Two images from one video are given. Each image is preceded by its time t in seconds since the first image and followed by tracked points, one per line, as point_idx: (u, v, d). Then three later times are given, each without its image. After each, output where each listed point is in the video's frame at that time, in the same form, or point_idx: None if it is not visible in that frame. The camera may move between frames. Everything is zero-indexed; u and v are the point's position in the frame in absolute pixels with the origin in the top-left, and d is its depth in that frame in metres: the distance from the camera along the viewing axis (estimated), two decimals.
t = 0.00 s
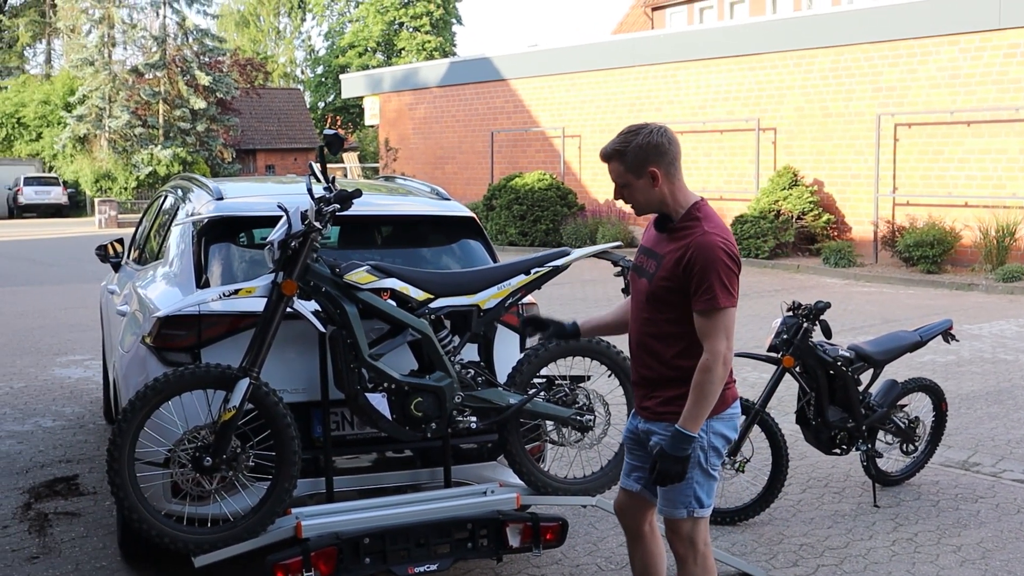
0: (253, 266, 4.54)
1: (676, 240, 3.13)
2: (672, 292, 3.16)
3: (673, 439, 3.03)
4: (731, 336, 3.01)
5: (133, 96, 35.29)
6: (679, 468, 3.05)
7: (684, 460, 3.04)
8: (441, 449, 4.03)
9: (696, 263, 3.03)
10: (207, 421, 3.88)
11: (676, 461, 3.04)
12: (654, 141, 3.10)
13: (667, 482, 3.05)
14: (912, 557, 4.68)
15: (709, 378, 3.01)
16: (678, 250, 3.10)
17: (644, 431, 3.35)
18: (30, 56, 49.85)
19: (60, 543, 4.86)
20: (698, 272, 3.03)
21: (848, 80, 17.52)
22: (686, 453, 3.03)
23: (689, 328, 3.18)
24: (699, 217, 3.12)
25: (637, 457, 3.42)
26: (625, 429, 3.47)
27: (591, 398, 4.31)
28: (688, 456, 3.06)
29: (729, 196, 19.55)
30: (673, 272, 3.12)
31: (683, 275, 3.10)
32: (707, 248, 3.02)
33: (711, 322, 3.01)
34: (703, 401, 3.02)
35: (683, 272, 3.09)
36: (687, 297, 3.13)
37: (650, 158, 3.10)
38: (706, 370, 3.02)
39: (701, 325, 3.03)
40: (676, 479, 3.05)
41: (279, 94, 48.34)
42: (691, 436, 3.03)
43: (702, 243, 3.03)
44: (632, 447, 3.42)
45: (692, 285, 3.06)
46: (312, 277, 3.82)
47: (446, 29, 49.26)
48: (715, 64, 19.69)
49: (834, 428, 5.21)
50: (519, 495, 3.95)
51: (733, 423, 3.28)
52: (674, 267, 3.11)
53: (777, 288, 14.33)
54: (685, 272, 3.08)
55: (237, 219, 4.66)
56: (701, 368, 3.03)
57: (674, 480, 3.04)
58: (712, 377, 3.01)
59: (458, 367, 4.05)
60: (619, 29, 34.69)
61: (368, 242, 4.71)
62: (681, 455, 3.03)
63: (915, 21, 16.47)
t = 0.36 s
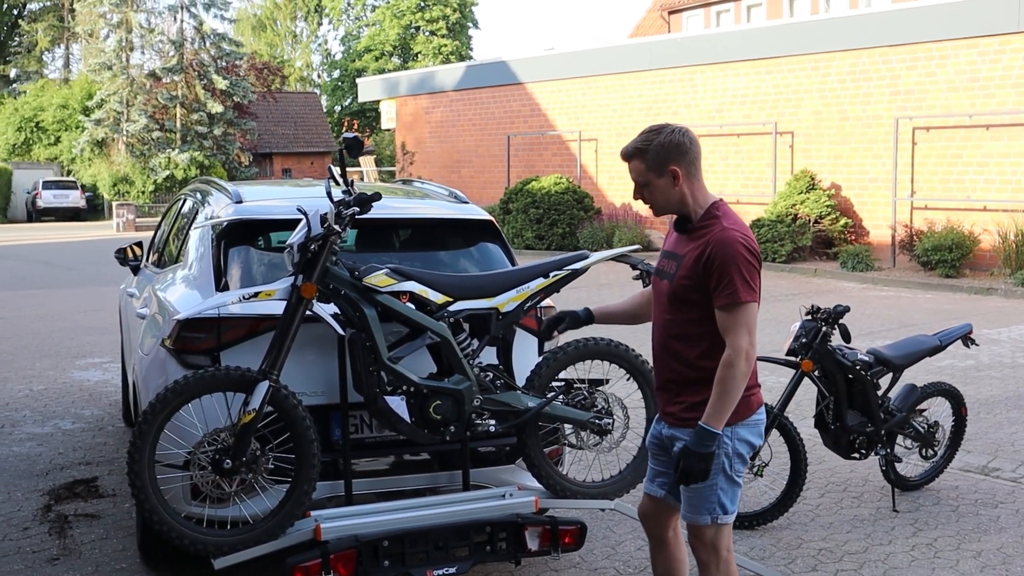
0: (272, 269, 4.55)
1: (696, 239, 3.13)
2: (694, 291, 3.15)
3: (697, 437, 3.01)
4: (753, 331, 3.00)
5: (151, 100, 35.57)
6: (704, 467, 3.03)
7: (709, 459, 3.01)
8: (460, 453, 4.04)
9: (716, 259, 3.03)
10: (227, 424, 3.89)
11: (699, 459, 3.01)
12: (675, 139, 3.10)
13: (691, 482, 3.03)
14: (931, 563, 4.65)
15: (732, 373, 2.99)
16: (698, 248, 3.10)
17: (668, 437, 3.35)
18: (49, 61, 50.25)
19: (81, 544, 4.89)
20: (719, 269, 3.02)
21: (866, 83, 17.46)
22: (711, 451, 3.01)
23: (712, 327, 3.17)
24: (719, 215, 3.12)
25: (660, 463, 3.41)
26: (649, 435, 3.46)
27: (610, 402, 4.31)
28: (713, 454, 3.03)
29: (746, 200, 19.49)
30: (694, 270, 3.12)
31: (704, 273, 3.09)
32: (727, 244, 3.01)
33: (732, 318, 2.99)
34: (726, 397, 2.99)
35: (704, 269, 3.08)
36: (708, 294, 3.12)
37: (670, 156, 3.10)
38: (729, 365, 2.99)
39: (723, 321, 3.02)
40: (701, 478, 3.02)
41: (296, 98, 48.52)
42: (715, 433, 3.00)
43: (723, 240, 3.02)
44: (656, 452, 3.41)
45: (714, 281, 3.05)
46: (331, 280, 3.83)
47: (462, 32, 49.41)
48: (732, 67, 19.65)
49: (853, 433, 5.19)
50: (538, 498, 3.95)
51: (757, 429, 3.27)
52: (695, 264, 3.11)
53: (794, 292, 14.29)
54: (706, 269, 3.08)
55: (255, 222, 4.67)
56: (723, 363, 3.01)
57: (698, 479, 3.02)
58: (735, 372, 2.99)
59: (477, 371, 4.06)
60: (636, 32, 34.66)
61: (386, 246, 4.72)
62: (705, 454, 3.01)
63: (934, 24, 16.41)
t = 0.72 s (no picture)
0: (284, 272, 4.56)
1: (714, 241, 3.13)
2: (713, 293, 3.15)
3: (719, 439, 3.00)
4: (772, 332, 2.99)
5: (162, 103, 35.71)
6: (727, 468, 3.00)
7: (731, 461, 3.00)
8: (471, 454, 4.04)
9: (734, 259, 3.02)
10: (239, 425, 3.91)
11: (721, 461, 2.99)
12: (696, 140, 3.12)
13: (713, 483, 3.01)
14: (944, 566, 4.63)
15: (753, 374, 2.98)
16: (716, 249, 3.10)
17: (687, 440, 3.33)
18: (60, 63, 50.48)
19: (93, 545, 4.90)
20: (737, 268, 3.01)
21: (878, 85, 17.41)
22: (733, 453, 3.00)
23: (732, 330, 3.16)
24: (737, 217, 3.12)
25: (678, 465, 3.41)
26: (666, 437, 3.45)
27: (622, 404, 4.31)
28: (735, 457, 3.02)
29: (757, 203, 19.44)
30: (712, 271, 3.12)
31: (722, 273, 3.09)
32: (745, 244, 3.01)
33: (752, 317, 2.99)
34: (747, 399, 2.98)
35: (721, 270, 3.09)
36: (727, 295, 3.11)
37: (689, 157, 3.11)
38: (749, 366, 2.98)
39: (742, 321, 3.02)
40: (724, 480, 3.01)
41: (306, 100, 48.62)
42: (738, 435, 2.99)
43: (740, 239, 3.03)
44: (674, 455, 3.41)
45: (731, 281, 3.05)
46: (343, 282, 3.84)
47: (472, 35, 49.53)
48: (743, 70, 19.64)
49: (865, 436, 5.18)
50: (549, 501, 3.95)
51: (776, 435, 3.26)
52: (713, 266, 3.11)
53: (806, 295, 14.26)
54: (723, 271, 3.08)
55: (268, 224, 4.68)
56: (744, 363, 3.00)
57: (720, 481, 3.00)
58: (756, 373, 2.98)
59: (489, 373, 4.06)
60: (646, 35, 34.61)
61: (398, 248, 4.73)
62: (727, 454, 2.99)
63: (945, 26, 16.36)
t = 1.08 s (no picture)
0: (290, 273, 4.57)
1: (740, 240, 3.12)
2: (735, 294, 3.14)
3: (722, 438, 3.03)
4: (786, 336, 2.98)
5: (167, 104, 35.76)
6: (727, 468, 3.03)
7: (733, 460, 3.03)
8: (478, 456, 4.04)
9: (754, 259, 3.02)
10: (246, 426, 3.92)
11: (723, 459, 3.03)
12: (746, 136, 3.12)
13: (713, 482, 3.04)
14: (951, 568, 4.63)
15: (762, 376, 2.98)
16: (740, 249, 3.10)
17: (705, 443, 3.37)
18: (66, 65, 50.58)
19: (100, 546, 4.91)
20: (756, 268, 3.01)
21: (884, 87, 17.39)
22: (736, 452, 3.03)
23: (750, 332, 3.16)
24: (769, 219, 3.11)
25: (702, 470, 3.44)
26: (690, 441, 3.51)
27: (628, 406, 4.30)
28: (738, 457, 3.05)
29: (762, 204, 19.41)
30: (734, 272, 3.11)
31: (743, 273, 3.08)
32: (767, 245, 3.00)
33: (767, 319, 2.98)
34: (755, 399, 2.99)
35: (742, 270, 3.08)
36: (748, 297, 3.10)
37: (733, 151, 3.11)
38: (760, 369, 2.99)
39: (757, 323, 3.01)
40: (724, 478, 3.04)
41: (311, 102, 48.66)
42: (741, 435, 3.01)
43: (764, 239, 3.02)
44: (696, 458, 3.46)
45: (749, 281, 3.05)
46: (350, 283, 3.84)
47: (477, 37, 49.59)
48: (749, 72, 19.64)
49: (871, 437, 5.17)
50: (555, 502, 3.94)
51: (796, 441, 3.25)
52: (734, 267, 3.10)
53: (812, 297, 14.22)
54: (744, 271, 3.07)
55: (274, 226, 4.69)
56: (755, 366, 3.00)
57: (720, 481, 3.03)
58: (765, 375, 2.98)
59: (495, 375, 4.06)
60: (651, 37, 34.58)
61: (404, 249, 4.73)
62: (730, 453, 3.03)
63: (951, 27, 16.35)
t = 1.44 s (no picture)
0: (292, 274, 4.57)
1: (795, 244, 3.07)
2: (786, 298, 3.09)
3: (776, 441, 2.96)
4: (842, 340, 2.94)
5: (169, 105, 35.82)
6: (778, 469, 2.97)
7: (783, 464, 2.96)
8: (479, 458, 4.04)
9: (811, 263, 2.98)
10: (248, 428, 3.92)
11: (774, 462, 2.96)
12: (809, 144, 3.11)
13: (765, 483, 2.98)
14: (953, 571, 4.63)
15: (816, 379, 2.93)
16: (795, 253, 3.06)
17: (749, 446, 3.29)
18: (68, 66, 50.65)
19: (101, 548, 4.91)
20: (814, 272, 2.97)
21: (885, 89, 17.39)
22: (788, 456, 2.96)
23: (800, 338, 3.10)
24: (825, 225, 3.09)
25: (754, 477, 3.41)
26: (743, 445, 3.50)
27: (630, 408, 4.30)
28: (789, 460, 2.98)
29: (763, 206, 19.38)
30: (787, 276, 3.07)
31: (799, 277, 3.03)
32: (827, 250, 2.97)
33: (824, 323, 2.94)
34: (808, 401, 2.93)
35: (797, 275, 3.04)
36: (800, 301, 3.06)
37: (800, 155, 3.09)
38: (814, 371, 2.93)
39: (812, 326, 2.98)
40: (775, 482, 2.97)
41: (312, 103, 48.71)
42: (794, 438, 2.94)
43: (822, 244, 2.99)
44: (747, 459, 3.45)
45: (805, 285, 3.00)
46: (352, 285, 3.84)
47: (479, 38, 49.64)
48: (750, 73, 19.64)
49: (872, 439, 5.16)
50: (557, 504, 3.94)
51: (837, 453, 3.16)
52: (788, 270, 3.06)
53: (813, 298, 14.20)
54: (800, 276, 3.03)
55: (276, 228, 4.70)
56: (808, 368, 2.95)
57: (772, 482, 2.97)
58: (820, 378, 2.93)
59: (497, 377, 4.07)
60: (652, 38, 34.56)
61: (407, 251, 4.74)
62: (781, 456, 2.96)
63: (952, 30, 16.35)
